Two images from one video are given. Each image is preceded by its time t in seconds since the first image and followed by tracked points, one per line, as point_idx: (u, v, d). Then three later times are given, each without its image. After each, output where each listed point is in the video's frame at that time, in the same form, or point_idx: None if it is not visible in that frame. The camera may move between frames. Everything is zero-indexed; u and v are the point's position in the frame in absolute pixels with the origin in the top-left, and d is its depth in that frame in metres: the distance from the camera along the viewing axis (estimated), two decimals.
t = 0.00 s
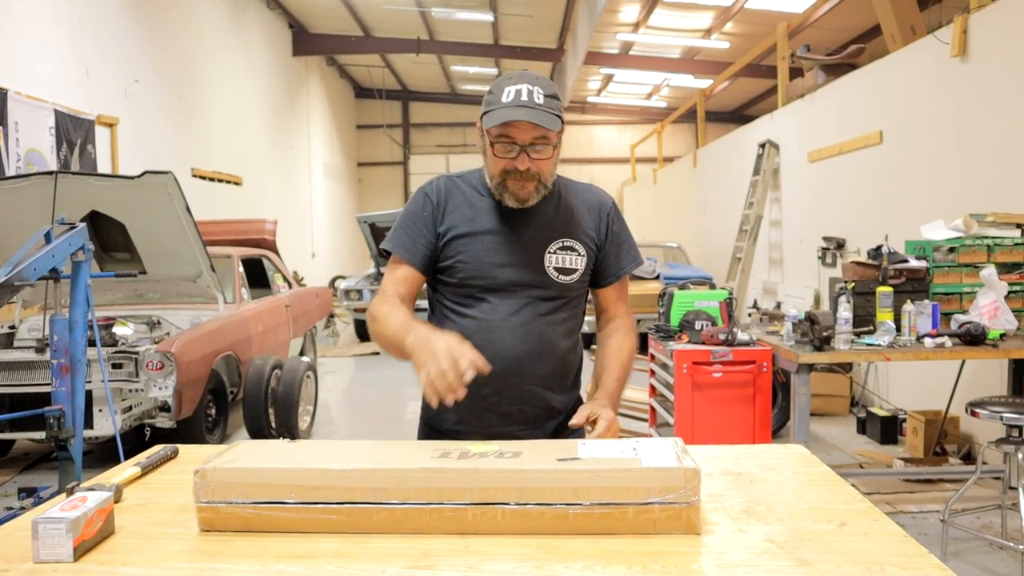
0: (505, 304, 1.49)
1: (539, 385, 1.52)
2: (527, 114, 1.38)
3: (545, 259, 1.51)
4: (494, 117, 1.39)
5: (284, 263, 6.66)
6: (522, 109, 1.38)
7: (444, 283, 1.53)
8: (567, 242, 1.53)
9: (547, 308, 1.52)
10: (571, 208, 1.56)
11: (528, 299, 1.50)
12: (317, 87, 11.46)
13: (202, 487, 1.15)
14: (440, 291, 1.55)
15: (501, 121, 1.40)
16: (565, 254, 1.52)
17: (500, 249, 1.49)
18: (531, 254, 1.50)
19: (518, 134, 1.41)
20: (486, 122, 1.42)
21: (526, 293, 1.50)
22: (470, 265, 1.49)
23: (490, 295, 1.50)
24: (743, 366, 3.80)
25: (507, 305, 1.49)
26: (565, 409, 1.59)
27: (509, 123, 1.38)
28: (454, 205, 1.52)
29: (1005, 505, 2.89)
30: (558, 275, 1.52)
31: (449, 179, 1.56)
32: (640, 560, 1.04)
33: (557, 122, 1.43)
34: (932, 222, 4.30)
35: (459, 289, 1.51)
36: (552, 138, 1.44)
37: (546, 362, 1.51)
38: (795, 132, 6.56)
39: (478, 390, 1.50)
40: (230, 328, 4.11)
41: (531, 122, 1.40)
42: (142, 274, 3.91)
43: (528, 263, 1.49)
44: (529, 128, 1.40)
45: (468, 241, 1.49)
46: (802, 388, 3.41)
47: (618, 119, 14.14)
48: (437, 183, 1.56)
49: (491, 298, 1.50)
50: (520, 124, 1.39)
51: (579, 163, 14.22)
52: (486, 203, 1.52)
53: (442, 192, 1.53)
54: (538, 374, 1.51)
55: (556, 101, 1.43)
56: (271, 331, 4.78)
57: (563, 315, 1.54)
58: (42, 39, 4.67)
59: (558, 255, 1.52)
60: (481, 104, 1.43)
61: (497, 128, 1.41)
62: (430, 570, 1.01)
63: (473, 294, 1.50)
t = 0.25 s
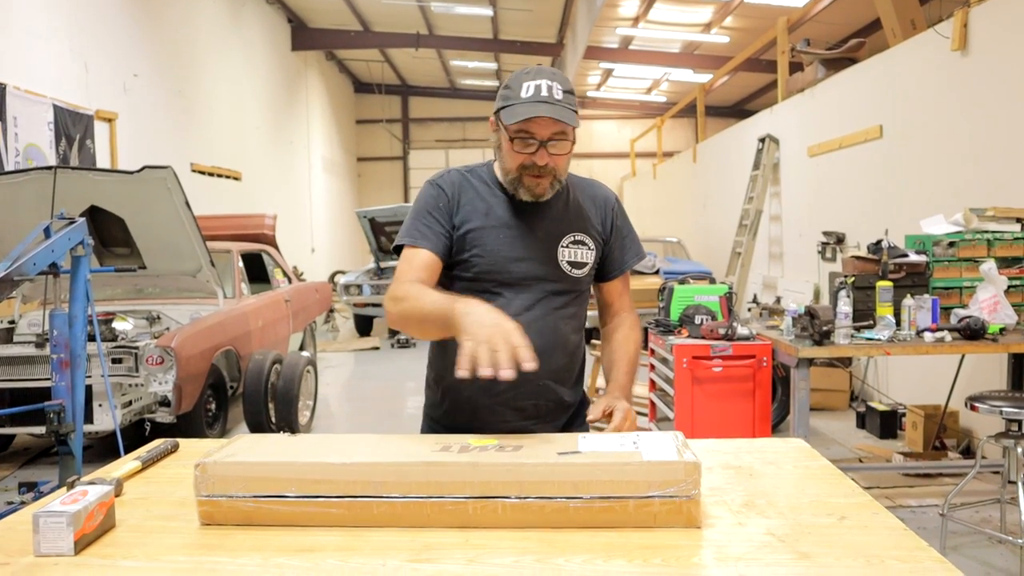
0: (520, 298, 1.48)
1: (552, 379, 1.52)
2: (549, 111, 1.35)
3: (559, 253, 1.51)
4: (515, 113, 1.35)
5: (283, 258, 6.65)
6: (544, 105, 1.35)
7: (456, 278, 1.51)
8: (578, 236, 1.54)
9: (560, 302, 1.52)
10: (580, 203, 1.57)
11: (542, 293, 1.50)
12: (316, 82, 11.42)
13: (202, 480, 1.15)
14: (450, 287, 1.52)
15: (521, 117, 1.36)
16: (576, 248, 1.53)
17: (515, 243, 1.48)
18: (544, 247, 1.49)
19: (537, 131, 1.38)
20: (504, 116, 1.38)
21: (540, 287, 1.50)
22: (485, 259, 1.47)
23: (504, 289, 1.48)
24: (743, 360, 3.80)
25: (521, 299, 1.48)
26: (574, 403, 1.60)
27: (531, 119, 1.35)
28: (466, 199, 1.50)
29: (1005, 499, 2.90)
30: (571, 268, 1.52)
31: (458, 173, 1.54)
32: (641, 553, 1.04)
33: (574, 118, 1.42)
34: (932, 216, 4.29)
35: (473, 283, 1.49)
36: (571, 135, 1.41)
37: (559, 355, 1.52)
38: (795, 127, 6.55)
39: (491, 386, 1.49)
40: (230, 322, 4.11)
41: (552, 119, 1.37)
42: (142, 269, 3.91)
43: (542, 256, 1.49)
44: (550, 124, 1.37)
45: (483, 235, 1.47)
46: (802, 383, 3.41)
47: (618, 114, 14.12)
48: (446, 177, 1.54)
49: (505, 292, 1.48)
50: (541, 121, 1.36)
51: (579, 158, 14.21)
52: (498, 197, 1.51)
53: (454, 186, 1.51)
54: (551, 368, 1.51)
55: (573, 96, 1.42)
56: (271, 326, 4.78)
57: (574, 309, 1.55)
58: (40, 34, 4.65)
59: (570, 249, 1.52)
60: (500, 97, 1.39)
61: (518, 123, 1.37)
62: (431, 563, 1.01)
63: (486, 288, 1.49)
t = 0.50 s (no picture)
0: (527, 301, 1.49)
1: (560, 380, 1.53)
2: (553, 115, 1.33)
3: (566, 255, 1.51)
4: (519, 118, 1.34)
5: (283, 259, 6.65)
6: (549, 110, 1.33)
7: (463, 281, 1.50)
8: (585, 238, 1.53)
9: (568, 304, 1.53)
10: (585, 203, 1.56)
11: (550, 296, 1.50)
12: (315, 82, 11.42)
13: (203, 481, 1.15)
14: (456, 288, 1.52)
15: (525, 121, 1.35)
16: (583, 250, 1.53)
17: (523, 246, 1.47)
18: (553, 250, 1.49)
19: (541, 134, 1.36)
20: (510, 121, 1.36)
21: (548, 289, 1.51)
22: (493, 262, 1.47)
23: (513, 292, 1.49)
24: (743, 359, 3.80)
25: (529, 302, 1.49)
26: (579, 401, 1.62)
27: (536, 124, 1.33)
28: (473, 201, 1.48)
29: (1006, 497, 2.90)
30: (578, 270, 1.53)
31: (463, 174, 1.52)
32: (642, 553, 1.04)
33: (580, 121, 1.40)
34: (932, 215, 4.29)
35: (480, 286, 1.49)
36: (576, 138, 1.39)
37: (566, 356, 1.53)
38: (795, 125, 6.55)
39: (499, 389, 1.50)
40: (230, 323, 4.11)
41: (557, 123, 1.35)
42: (141, 270, 3.90)
43: (550, 259, 1.49)
44: (555, 129, 1.35)
45: (491, 238, 1.47)
46: (802, 381, 3.41)
47: (617, 113, 14.12)
48: (451, 177, 1.51)
49: (513, 295, 1.49)
50: (545, 125, 1.34)
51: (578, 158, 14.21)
52: (505, 199, 1.49)
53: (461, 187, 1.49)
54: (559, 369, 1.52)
55: (578, 100, 1.40)
56: (271, 327, 4.78)
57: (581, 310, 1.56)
58: (39, 35, 4.65)
59: (577, 251, 1.52)
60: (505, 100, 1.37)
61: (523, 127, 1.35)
62: (431, 564, 1.01)
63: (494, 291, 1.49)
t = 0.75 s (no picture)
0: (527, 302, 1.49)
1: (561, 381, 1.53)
2: (526, 115, 1.34)
3: (566, 257, 1.51)
4: (495, 118, 1.36)
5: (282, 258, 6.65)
6: (522, 110, 1.34)
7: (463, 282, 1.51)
8: (585, 239, 1.53)
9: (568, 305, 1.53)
10: (585, 203, 1.56)
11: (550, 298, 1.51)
12: (314, 82, 11.42)
13: (200, 481, 1.15)
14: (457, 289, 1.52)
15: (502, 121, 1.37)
16: (583, 251, 1.53)
17: (523, 248, 1.48)
18: (552, 252, 1.49)
19: (519, 135, 1.37)
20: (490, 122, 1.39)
21: (548, 291, 1.51)
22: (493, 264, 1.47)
23: (513, 294, 1.49)
24: (741, 361, 3.79)
25: (529, 303, 1.50)
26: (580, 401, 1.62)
27: (509, 124, 1.35)
28: (473, 202, 1.48)
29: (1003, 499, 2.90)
30: (578, 271, 1.52)
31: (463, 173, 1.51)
32: (639, 554, 1.04)
33: (561, 122, 1.39)
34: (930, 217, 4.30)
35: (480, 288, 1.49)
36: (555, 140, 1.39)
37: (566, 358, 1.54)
38: (794, 128, 6.56)
39: (499, 390, 1.51)
40: (228, 323, 4.11)
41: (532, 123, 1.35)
42: (140, 269, 3.90)
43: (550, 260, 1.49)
44: (531, 129, 1.36)
45: (491, 239, 1.47)
46: (800, 383, 3.40)
47: (616, 114, 14.14)
48: (451, 177, 1.51)
49: (513, 297, 1.49)
50: (521, 125, 1.35)
51: (577, 159, 14.21)
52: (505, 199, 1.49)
53: (459, 188, 1.48)
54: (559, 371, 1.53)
55: (560, 100, 1.39)
56: (270, 327, 4.78)
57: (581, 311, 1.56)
58: (39, 33, 4.65)
59: (577, 252, 1.52)
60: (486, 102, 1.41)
61: (500, 129, 1.37)
62: (429, 565, 1.01)
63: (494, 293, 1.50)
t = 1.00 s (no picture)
0: (522, 300, 1.48)
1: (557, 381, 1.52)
2: (515, 109, 1.36)
3: (563, 255, 1.50)
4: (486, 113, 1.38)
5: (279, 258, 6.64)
6: (511, 103, 1.36)
7: (459, 279, 1.51)
8: (583, 238, 1.52)
9: (565, 304, 1.51)
10: (585, 203, 1.55)
11: (546, 296, 1.49)
12: (312, 82, 11.41)
13: (197, 481, 1.15)
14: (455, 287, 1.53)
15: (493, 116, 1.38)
16: (581, 250, 1.52)
17: (518, 246, 1.47)
18: (548, 250, 1.49)
19: (509, 129, 1.38)
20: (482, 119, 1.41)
21: (544, 289, 1.49)
22: (488, 262, 1.47)
23: (508, 291, 1.48)
24: (739, 360, 3.80)
25: (524, 301, 1.48)
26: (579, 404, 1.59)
27: (498, 118, 1.36)
28: (469, 200, 1.49)
29: (1000, 498, 2.91)
30: (575, 270, 1.51)
31: (462, 173, 1.53)
32: (636, 553, 1.04)
33: (553, 117, 1.40)
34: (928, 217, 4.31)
35: (475, 285, 1.50)
36: (547, 134, 1.39)
37: (562, 357, 1.51)
38: (791, 127, 6.57)
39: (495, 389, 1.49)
40: (226, 323, 4.11)
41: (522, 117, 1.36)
42: (137, 269, 3.89)
43: (546, 258, 1.49)
44: (520, 124, 1.37)
45: (487, 238, 1.47)
46: (797, 382, 3.41)
47: (614, 114, 14.16)
48: (451, 177, 1.53)
49: (509, 295, 1.48)
50: (511, 119, 1.36)
51: (575, 159, 14.22)
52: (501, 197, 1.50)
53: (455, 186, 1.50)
54: (554, 370, 1.51)
55: (553, 96, 1.40)
56: (267, 327, 4.77)
57: (579, 312, 1.54)
58: (35, 33, 4.64)
59: (575, 251, 1.51)
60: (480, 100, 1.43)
61: (491, 124, 1.39)
62: (425, 563, 1.01)
63: (490, 290, 1.49)
